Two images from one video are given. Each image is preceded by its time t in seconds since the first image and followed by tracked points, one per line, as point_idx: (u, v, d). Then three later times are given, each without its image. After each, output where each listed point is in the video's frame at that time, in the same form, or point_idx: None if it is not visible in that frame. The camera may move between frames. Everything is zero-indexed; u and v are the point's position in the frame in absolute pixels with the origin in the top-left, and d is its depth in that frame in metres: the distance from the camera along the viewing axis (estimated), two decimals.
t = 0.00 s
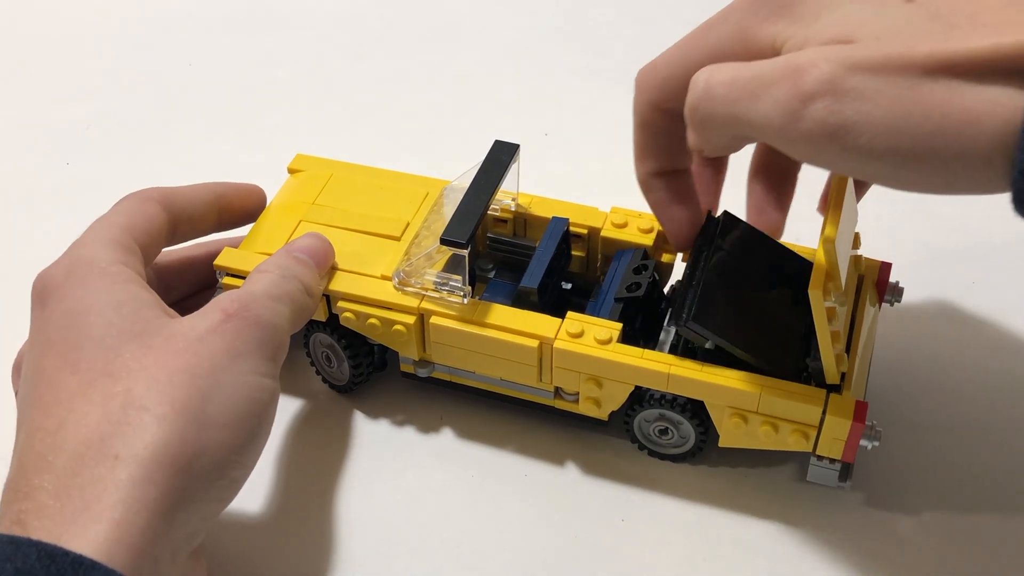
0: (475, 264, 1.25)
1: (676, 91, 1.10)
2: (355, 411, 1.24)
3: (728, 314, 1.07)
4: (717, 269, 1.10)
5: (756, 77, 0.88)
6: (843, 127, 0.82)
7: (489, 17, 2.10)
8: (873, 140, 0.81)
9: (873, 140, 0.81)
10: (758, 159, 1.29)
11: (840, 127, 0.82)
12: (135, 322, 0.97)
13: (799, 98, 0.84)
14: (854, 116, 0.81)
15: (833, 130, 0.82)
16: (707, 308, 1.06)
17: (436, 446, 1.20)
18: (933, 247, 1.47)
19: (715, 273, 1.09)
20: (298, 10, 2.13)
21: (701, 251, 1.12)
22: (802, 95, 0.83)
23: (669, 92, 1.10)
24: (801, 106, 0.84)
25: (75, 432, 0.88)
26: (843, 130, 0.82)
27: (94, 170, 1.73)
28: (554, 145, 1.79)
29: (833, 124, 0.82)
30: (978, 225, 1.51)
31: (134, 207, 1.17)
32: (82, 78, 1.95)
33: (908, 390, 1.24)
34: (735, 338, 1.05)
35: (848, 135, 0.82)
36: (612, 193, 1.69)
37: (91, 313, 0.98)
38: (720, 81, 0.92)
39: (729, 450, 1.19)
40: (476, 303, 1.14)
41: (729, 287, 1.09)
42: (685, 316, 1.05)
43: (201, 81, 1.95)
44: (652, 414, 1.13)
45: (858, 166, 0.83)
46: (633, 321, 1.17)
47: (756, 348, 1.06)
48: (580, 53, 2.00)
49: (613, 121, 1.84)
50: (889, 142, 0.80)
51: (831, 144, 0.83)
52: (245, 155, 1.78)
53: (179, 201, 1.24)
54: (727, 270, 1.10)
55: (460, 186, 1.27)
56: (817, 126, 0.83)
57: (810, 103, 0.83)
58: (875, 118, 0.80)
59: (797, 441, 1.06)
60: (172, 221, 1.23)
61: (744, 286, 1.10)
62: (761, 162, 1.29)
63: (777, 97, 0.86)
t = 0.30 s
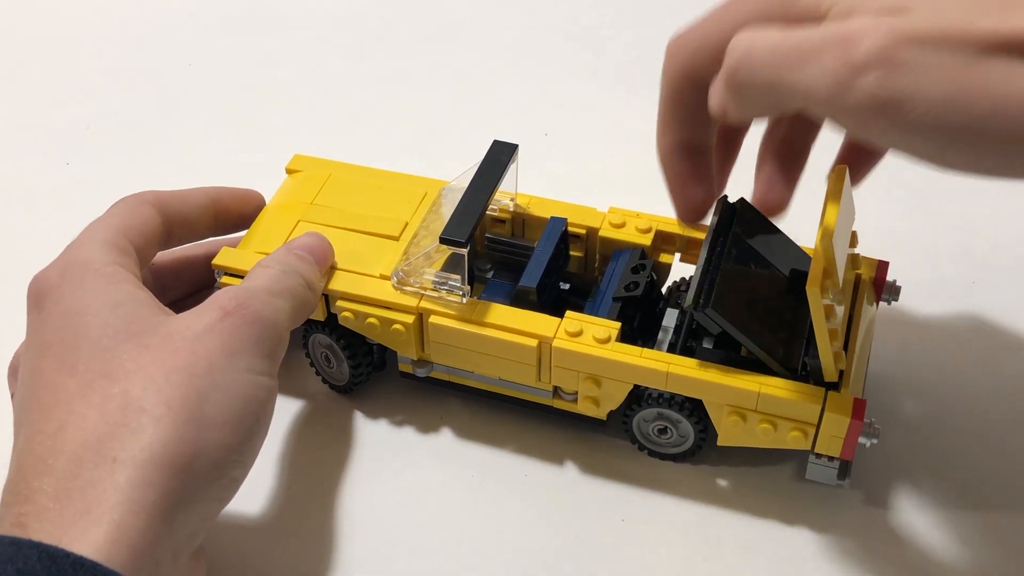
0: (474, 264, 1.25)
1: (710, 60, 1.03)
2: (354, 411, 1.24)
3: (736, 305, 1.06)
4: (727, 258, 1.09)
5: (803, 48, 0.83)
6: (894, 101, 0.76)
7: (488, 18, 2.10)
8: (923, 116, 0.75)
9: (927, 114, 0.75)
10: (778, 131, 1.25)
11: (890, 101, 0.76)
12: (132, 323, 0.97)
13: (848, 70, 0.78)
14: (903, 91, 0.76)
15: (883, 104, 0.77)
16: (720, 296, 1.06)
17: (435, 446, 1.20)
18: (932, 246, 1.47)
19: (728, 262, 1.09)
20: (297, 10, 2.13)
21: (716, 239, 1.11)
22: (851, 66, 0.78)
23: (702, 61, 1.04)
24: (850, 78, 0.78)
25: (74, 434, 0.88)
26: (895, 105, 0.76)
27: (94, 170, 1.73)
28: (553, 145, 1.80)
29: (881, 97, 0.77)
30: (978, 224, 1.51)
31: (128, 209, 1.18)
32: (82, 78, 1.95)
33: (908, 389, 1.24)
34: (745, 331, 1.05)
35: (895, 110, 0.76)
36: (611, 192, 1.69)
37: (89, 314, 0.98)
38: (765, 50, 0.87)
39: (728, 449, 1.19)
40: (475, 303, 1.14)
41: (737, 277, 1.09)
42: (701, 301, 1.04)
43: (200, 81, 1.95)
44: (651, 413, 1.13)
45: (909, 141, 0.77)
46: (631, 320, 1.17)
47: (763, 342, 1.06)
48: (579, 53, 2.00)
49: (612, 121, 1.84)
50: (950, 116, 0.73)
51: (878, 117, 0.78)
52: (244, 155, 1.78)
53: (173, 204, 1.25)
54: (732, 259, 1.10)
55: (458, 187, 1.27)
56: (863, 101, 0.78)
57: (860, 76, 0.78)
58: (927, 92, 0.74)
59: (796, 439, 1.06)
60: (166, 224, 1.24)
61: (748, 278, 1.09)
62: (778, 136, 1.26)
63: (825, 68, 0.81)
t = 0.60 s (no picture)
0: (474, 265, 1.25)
1: None
2: (355, 411, 1.24)
3: (737, 305, 1.06)
4: (728, 258, 1.09)
5: None
6: None
7: (489, 18, 2.10)
8: None
9: None
10: None
11: None
12: (134, 324, 0.97)
13: None
14: None
15: None
16: (721, 297, 1.06)
17: (436, 446, 1.20)
18: (931, 246, 1.47)
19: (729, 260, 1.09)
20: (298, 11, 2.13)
21: (716, 240, 1.11)
22: None
23: None
24: None
25: (76, 436, 0.88)
26: None
27: (93, 170, 1.73)
28: (553, 146, 1.80)
29: None
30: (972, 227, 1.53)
31: (129, 211, 1.17)
32: (82, 77, 1.95)
33: (910, 388, 1.24)
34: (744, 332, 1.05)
35: None
36: (611, 193, 1.69)
37: (90, 316, 0.98)
38: None
39: (728, 450, 1.19)
40: (476, 303, 1.14)
41: (739, 277, 1.09)
42: (701, 305, 1.04)
43: (201, 81, 1.95)
44: (652, 413, 1.13)
45: None
46: (632, 321, 1.17)
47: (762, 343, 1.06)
48: (580, 53, 2.00)
49: (612, 121, 1.84)
50: None
51: None
52: (245, 155, 1.78)
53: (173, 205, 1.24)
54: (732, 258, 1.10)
55: (459, 187, 1.27)
56: None
57: None
58: None
59: (797, 439, 1.06)
60: (167, 225, 1.24)
61: (748, 278, 1.09)
62: None
63: None
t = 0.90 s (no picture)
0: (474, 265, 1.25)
1: None
2: (354, 411, 1.24)
3: (737, 305, 1.06)
4: (728, 258, 1.09)
5: None
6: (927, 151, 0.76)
7: (488, 18, 2.10)
8: None
9: None
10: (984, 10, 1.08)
11: (915, 151, 0.77)
12: (135, 324, 0.97)
13: None
14: None
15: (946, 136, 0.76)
16: (720, 297, 1.06)
17: (436, 446, 1.20)
18: (931, 245, 1.47)
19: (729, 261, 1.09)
20: (298, 11, 2.13)
21: (715, 241, 1.11)
22: None
23: None
24: None
25: (76, 437, 0.88)
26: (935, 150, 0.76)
27: (93, 171, 1.73)
28: (553, 145, 1.80)
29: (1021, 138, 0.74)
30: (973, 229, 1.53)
31: (129, 211, 1.17)
32: (82, 78, 1.95)
33: (909, 388, 1.24)
34: (744, 331, 1.05)
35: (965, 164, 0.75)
36: (610, 193, 1.69)
37: (90, 316, 0.98)
38: None
39: (728, 449, 1.19)
40: (475, 303, 1.14)
41: (739, 277, 1.09)
42: (701, 305, 1.04)
43: (200, 81, 1.96)
44: (652, 413, 1.13)
45: (936, 201, 0.79)
46: (632, 321, 1.17)
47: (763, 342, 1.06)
48: (579, 54, 2.00)
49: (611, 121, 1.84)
50: None
51: (969, 173, 0.75)
52: (245, 155, 1.78)
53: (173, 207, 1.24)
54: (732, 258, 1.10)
55: (458, 187, 1.27)
56: (870, 151, 0.79)
57: None
58: None
59: (797, 439, 1.06)
60: (167, 225, 1.24)
61: (748, 277, 1.09)
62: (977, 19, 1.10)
63: None
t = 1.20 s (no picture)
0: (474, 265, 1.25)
1: (858, 131, 1.13)
2: (354, 411, 1.24)
3: (738, 305, 1.06)
4: (728, 258, 1.09)
5: (951, 111, 0.97)
6: (823, 404, 0.90)
7: (489, 18, 2.10)
8: (920, 381, 0.83)
9: (968, 387, 0.81)
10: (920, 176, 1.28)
11: (816, 405, 0.90)
12: (135, 324, 0.97)
13: (933, 345, 0.82)
14: (910, 361, 0.83)
15: (830, 388, 0.89)
16: (720, 297, 1.06)
17: (435, 446, 1.20)
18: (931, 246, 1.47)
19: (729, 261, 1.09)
20: (298, 11, 2.13)
21: (715, 241, 1.11)
22: (940, 332, 0.82)
23: (853, 130, 1.14)
24: (943, 355, 0.81)
25: (78, 437, 0.88)
26: (829, 404, 0.89)
27: (93, 171, 1.73)
28: (553, 146, 1.80)
29: (889, 379, 0.84)
30: (969, 230, 1.53)
31: (132, 208, 1.17)
32: (83, 78, 1.95)
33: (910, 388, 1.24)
34: (744, 330, 1.05)
35: (850, 399, 0.88)
36: (610, 193, 1.69)
37: (93, 315, 0.98)
38: (921, 91, 1.02)
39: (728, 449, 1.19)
40: (475, 302, 1.14)
41: (739, 276, 1.09)
42: (701, 304, 1.04)
43: (201, 81, 1.96)
44: (652, 412, 1.13)
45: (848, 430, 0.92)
46: (631, 321, 1.17)
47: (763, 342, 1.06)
48: (580, 54, 2.00)
49: (611, 121, 1.84)
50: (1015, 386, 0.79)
51: (858, 411, 0.88)
52: (244, 155, 1.78)
53: (180, 203, 1.25)
54: (732, 257, 1.10)
55: (457, 187, 1.27)
56: (788, 398, 0.94)
57: (958, 351, 0.80)
58: (900, 360, 0.83)
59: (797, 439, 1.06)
60: (170, 221, 1.24)
61: (748, 277, 1.09)
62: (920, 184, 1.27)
63: (1003, 135, 0.90)
